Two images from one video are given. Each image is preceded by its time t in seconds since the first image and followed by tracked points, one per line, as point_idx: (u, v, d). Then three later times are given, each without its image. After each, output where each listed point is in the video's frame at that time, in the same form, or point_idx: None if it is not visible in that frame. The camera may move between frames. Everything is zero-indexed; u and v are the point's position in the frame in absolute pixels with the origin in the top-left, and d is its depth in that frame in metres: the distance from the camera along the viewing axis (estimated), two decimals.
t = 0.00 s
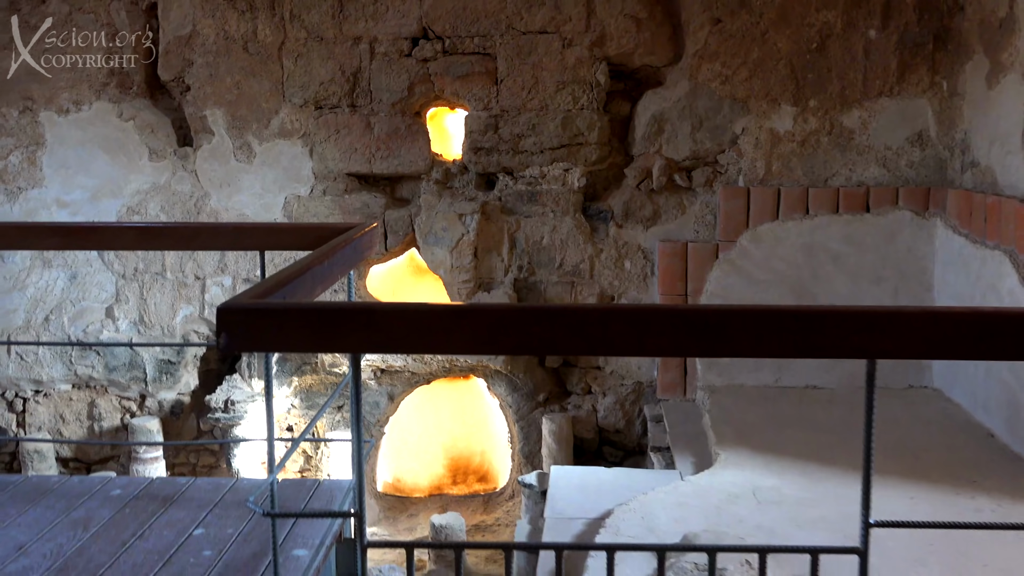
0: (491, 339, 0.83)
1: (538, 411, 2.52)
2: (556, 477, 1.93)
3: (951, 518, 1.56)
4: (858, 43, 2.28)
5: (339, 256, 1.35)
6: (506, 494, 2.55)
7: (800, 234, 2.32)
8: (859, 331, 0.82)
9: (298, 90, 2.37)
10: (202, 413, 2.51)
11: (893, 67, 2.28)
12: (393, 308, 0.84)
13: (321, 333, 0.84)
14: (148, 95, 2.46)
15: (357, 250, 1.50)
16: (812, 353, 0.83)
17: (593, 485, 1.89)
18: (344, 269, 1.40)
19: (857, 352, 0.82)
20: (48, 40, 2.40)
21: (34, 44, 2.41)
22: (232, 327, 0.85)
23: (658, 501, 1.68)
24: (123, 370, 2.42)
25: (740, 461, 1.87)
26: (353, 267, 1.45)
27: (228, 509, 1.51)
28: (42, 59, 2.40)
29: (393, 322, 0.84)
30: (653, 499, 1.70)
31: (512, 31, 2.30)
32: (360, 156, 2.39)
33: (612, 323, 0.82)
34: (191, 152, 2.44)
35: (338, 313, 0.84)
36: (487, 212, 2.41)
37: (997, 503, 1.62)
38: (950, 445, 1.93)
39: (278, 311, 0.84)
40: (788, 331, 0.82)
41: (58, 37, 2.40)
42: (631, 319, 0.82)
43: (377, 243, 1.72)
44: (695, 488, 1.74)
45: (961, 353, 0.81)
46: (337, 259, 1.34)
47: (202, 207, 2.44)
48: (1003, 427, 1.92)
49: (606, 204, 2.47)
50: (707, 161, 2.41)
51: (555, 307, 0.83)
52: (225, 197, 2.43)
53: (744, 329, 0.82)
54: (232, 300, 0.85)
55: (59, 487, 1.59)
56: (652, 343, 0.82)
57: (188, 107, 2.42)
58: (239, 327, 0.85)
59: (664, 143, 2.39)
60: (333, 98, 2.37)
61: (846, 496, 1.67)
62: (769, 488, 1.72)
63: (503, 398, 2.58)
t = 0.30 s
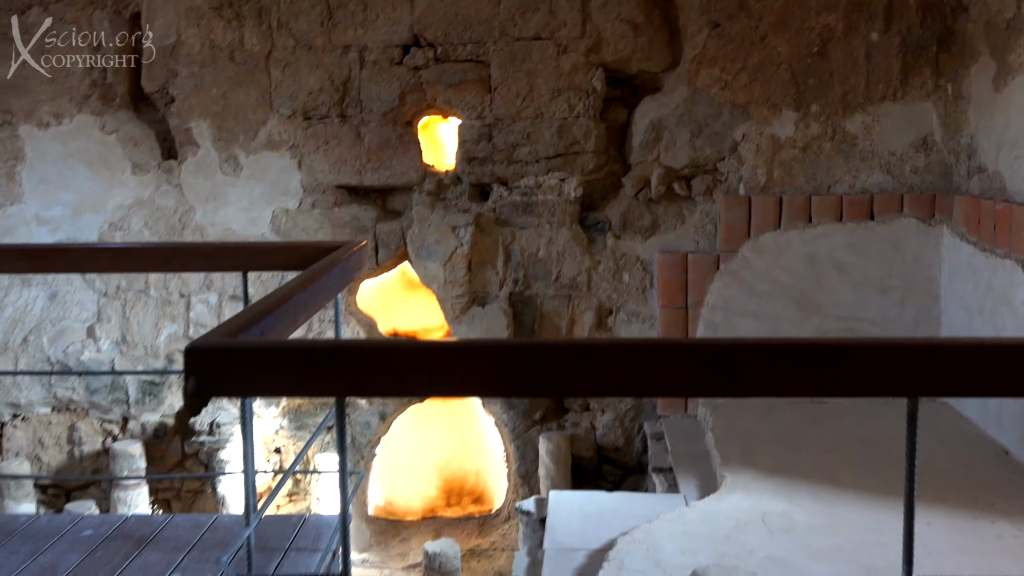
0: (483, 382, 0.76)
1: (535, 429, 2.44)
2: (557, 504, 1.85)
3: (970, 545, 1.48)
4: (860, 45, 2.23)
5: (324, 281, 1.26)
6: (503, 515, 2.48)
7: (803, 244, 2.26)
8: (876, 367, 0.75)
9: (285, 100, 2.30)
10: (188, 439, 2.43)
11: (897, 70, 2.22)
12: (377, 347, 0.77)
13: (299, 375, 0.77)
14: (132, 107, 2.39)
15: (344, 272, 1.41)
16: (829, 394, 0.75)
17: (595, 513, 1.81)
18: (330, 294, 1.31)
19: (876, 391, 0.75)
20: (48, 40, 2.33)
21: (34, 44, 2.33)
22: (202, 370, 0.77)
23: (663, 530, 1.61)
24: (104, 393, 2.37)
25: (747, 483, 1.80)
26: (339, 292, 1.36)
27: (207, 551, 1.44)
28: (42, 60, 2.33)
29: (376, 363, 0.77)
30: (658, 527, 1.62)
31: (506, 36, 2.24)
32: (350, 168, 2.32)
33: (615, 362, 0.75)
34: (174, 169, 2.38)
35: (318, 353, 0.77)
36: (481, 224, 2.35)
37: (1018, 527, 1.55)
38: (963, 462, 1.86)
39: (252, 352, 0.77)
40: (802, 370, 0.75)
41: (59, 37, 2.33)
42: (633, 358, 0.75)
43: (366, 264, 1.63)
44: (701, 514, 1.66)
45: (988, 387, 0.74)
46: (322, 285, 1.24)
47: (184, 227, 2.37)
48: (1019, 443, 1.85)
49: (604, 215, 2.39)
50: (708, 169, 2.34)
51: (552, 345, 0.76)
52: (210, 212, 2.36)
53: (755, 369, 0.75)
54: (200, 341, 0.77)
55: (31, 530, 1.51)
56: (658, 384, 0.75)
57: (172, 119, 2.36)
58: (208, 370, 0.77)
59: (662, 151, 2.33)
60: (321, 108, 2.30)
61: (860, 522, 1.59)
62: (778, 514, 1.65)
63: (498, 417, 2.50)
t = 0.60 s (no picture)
0: (471, 424, 0.71)
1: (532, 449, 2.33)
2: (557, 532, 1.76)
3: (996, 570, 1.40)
4: (863, 52, 2.16)
5: (299, 310, 1.14)
6: (499, 538, 2.38)
7: (807, 256, 2.18)
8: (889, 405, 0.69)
9: (268, 111, 2.22)
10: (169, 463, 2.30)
11: (900, 77, 2.15)
12: (355, 388, 0.71)
13: (268, 419, 0.71)
14: (108, 121, 2.31)
15: (324, 296, 1.29)
16: (840, 432, 0.69)
17: (597, 540, 1.72)
18: (309, 322, 1.19)
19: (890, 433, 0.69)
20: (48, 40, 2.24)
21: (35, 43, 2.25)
22: (161, 415, 0.71)
23: (671, 559, 1.52)
24: (83, 416, 2.25)
25: (756, 507, 1.71)
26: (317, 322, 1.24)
27: None
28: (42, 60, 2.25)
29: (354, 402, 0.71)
30: (665, 556, 1.54)
31: (497, 45, 2.17)
32: (336, 182, 2.23)
33: (615, 398, 0.70)
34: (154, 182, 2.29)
35: (288, 395, 0.71)
36: (474, 237, 2.26)
37: None
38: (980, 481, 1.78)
39: (216, 394, 0.71)
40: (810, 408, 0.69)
41: (59, 37, 2.24)
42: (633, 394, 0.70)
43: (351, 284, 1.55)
44: (709, 542, 1.58)
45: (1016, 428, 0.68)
46: (297, 314, 1.13)
47: (166, 242, 2.27)
48: None
49: (600, 228, 2.32)
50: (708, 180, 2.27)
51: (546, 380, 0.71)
52: (191, 228, 2.27)
53: (761, 406, 0.69)
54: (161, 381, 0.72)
55: None
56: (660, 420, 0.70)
57: (151, 133, 2.27)
58: (172, 415, 0.71)
59: (660, 162, 2.25)
60: (306, 120, 2.22)
61: (877, 547, 1.51)
62: (790, 540, 1.56)
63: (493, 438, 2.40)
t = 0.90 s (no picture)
0: (451, 472, 0.66)
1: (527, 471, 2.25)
2: (553, 562, 1.67)
3: None
4: (870, 56, 2.07)
5: (271, 332, 0.98)
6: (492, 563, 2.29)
7: (812, 270, 2.10)
8: (893, 449, 0.66)
9: (251, 120, 2.14)
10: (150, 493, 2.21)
11: (909, 83, 2.07)
12: (317, 428, 0.66)
13: (221, 465, 0.65)
14: (84, 130, 2.23)
15: (302, 316, 1.14)
16: (847, 477, 0.66)
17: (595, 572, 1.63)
18: (283, 346, 1.03)
19: (897, 478, 0.66)
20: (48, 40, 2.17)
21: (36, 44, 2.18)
22: (101, 461, 0.64)
23: None
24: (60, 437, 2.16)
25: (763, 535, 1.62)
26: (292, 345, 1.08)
27: None
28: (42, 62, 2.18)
29: (323, 449, 0.66)
30: None
31: (490, 50, 2.08)
32: (322, 193, 2.15)
33: (611, 441, 0.66)
34: (132, 194, 2.21)
35: (244, 437, 0.65)
36: (465, 250, 2.17)
37: None
38: (998, 507, 1.69)
39: (162, 435, 0.64)
40: (812, 452, 0.66)
41: (59, 37, 2.17)
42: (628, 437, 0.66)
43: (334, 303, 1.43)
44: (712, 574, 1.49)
45: None
46: (269, 336, 0.97)
47: (145, 256, 2.19)
48: None
49: (597, 240, 2.22)
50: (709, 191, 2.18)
51: (535, 421, 0.66)
52: (172, 241, 2.18)
53: (763, 450, 0.66)
54: (98, 423, 0.65)
55: None
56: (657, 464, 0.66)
57: (129, 143, 2.19)
58: (110, 459, 0.64)
59: (659, 172, 2.16)
60: (291, 129, 2.14)
61: None
62: (798, 571, 1.48)
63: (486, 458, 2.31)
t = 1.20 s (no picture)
0: (418, 546, 0.58)
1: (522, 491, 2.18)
2: None
3: None
4: (877, 59, 1.99)
5: (232, 365, 0.89)
6: None
7: (817, 282, 2.01)
8: (923, 520, 0.58)
9: (233, 125, 2.06)
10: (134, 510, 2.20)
11: (918, 88, 1.99)
12: (264, 494, 0.57)
13: (153, 537, 0.57)
14: (62, 136, 2.16)
15: (271, 341, 1.05)
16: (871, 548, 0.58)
17: None
18: (247, 378, 0.94)
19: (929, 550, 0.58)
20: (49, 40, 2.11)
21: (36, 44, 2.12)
22: (14, 534, 0.56)
23: None
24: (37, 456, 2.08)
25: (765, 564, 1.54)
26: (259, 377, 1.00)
27: None
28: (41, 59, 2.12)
29: (271, 518, 0.58)
30: None
31: (483, 53, 2.00)
32: (309, 202, 2.07)
33: (599, 510, 0.58)
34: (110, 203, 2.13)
35: (180, 505, 0.57)
36: (457, 261, 2.09)
37: None
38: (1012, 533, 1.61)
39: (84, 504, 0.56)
40: (828, 520, 0.58)
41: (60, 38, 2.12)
42: (624, 506, 0.58)
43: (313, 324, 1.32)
44: None
45: None
46: (230, 370, 0.88)
47: (124, 267, 2.12)
48: None
49: (594, 251, 2.15)
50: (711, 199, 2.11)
51: (516, 487, 0.58)
52: (152, 252, 2.11)
53: (772, 519, 0.58)
54: (11, 489, 0.56)
55: None
56: (657, 538, 0.58)
57: (108, 149, 2.12)
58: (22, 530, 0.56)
59: (658, 180, 2.08)
60: (275, 135, 2.05)
61: None
62: None
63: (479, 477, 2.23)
